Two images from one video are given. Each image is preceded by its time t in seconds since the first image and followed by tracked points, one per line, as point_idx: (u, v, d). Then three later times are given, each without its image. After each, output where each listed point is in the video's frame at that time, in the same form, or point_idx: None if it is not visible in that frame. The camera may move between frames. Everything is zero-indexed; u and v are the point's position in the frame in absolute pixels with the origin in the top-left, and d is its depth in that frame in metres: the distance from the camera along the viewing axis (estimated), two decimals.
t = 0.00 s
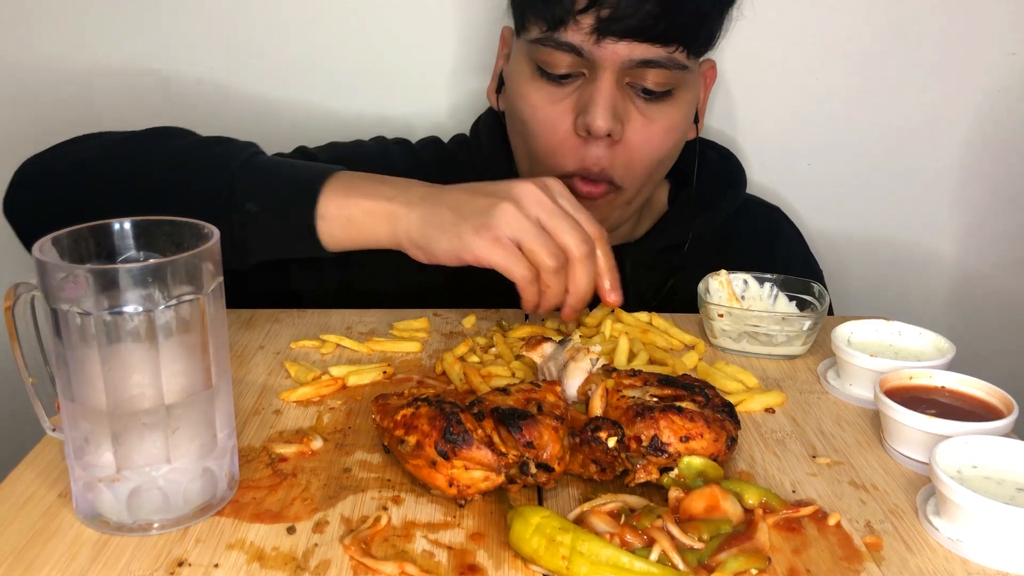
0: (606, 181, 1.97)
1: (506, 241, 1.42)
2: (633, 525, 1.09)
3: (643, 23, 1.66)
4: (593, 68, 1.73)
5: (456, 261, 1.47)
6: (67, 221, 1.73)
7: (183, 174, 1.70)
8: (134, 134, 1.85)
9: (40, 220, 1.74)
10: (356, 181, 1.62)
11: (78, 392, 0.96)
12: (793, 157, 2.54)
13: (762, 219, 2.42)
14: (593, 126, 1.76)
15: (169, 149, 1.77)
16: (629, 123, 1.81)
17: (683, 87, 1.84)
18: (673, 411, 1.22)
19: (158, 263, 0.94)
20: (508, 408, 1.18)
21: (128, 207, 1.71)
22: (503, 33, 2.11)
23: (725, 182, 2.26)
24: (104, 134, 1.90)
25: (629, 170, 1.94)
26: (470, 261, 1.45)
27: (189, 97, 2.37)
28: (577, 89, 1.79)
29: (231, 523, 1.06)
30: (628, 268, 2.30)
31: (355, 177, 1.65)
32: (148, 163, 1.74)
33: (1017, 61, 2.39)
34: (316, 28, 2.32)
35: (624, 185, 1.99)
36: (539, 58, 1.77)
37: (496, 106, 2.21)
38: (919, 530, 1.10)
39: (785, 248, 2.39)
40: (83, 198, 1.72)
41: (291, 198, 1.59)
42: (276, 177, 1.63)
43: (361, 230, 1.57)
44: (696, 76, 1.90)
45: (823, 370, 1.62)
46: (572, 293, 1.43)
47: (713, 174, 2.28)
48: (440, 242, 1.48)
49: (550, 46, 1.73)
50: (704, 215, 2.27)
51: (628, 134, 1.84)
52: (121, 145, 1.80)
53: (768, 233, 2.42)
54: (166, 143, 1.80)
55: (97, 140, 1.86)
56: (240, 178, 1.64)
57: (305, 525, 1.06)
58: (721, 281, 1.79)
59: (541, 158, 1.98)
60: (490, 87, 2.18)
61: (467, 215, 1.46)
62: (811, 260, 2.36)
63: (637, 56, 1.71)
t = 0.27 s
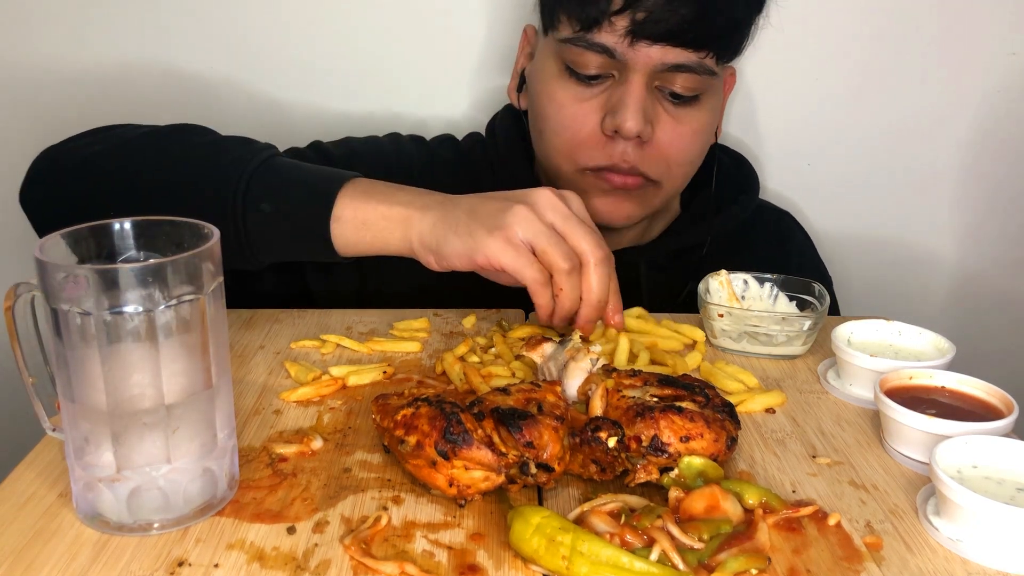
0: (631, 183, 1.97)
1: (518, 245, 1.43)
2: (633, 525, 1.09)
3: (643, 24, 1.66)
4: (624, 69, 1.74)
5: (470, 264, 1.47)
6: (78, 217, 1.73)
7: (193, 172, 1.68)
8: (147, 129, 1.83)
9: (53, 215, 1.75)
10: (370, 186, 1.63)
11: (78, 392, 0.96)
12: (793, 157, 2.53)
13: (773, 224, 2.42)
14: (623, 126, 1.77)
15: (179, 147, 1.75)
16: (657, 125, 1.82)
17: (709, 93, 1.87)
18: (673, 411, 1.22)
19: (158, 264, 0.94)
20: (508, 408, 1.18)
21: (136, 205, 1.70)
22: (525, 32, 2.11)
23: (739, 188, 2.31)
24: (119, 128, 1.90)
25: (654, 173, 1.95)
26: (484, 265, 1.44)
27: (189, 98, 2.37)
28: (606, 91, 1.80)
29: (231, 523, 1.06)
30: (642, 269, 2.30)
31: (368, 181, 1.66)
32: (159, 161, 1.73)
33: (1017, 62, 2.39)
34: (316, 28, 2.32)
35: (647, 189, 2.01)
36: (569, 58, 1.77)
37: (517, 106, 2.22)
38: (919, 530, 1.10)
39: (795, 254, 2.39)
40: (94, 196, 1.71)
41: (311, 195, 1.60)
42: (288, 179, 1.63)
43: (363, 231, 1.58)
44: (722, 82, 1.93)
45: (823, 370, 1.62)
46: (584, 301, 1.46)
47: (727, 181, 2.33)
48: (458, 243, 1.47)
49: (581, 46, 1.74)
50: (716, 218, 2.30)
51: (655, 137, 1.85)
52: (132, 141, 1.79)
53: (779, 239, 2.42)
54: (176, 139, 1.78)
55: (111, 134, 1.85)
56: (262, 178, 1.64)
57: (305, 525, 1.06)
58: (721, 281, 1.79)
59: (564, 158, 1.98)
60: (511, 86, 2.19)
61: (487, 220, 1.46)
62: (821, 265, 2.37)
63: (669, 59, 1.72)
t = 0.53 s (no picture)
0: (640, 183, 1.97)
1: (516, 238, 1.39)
2: (633, 525, 1.09)
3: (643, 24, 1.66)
4: (635, 70, 1.73)
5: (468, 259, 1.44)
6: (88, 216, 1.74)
7: (201, 174, 1.68)
8: (158, 129, 1.84)
9: (64, 213, 1.76)
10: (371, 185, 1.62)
11: (78, 392, 0.96)
12: (793, 157, 2.53)
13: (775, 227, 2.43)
14: (635, 128, 1.77)
15: (188, 147, 1.75)
16: (668, 126, 1.82)
17: (720, 94, 1.87)
18: (673, 411, 1.22)
19: (158, 264, 0.94)
20: (508, 408, 1.18)
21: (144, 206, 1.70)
22: (534, 31, 2.11)
23: (744, 189, 2.30)
24: (130, 128, 1.90)
25: (664, 174, 1.95)
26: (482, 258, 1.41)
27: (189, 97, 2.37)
28: (617, 91, 1.80)
29: (231, 523, 1.06)
30: (648, 270, 2.31)
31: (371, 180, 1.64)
32: (168, 161, 1.73)
33: (1018, 62, 2.39)
34: (316, 28, 2.32)
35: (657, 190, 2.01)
36: (581, 58, 1.77)
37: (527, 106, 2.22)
38: (919, 530, 1.10)
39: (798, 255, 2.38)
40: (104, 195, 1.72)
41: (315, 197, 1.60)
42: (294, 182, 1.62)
43: (363, 232, 1.57)
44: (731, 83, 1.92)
45: (823, 370, 1.62)
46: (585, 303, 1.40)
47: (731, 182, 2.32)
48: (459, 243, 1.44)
49: (593, 47, 1.74)
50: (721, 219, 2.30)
51: (666, 138, 1.85)
52: (143, 141, 1.79)
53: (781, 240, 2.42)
54: (185, 140, 1.78)
55: (123, 134, 1.86)
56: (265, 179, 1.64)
57: (305, 525, 1.06)
58: (721, 281, 1.79)
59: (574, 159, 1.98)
60: (520, 86, 2.19)
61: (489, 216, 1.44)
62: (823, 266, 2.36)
63: (681, 60, 1.72)
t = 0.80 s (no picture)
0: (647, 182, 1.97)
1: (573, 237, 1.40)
2: (633, 525, 1.09)
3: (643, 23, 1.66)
4: (641, 72, 1.73)
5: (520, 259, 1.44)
6: (99, 215, 1.73)
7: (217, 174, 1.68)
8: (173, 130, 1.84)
9: (77, 212, 1.76)
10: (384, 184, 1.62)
11: (78, 392, 0.96)
12: (793, 156, 2.53)
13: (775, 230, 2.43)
14: (640, 129, 1.77)
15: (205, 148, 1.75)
16: (672, 127, 1.82)
17: (723, 95, 1.87)
18: (673, 411, 1.22)
19: (158, 264, 0.94)
20: (508, 408, 1.18)
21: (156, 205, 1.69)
22: (537, 29, 2.11)
23: (744, 190, 2.32)
24: (145, 130, 1.90)
25: (668, 174, 1.95)
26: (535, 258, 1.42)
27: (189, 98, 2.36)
28: (623, 91, 1.80)
29: (231, 523, 1.06)
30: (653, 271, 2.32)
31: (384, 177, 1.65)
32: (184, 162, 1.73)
33: (1018, 62, 2.39)
34: (316, 28, 2.32)
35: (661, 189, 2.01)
36: (587, 59, 1.77)
37: (529, 106, 2.22)
38: (920, 530, 1.10)
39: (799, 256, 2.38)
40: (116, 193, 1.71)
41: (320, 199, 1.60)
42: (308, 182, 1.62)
43: (384, 232, 1.58)
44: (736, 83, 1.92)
45: (823, 370, 1.62)
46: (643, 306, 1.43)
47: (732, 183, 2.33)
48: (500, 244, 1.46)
49: (598, 48, 1.73)
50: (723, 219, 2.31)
51: (671, 138, 1.85)
52: (158, 141, 1.79)
53: (782, 241, 2.42)
54: (206, 141, 1.77)
55: (137, 135, 1.86)
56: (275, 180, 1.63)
57: (305, 525, 1.06)
58: (721, 281, 1.79)
59: (577, 157, 1.98)
60: (523, 85, 2.19)
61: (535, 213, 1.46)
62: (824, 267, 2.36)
63: (686, 62, 1.72)
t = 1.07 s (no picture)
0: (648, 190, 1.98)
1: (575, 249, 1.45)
2: (633, 525, 1.09)
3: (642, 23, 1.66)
4: (648, 78, 1.73)
5: (519, 263, 1.48)
6: (95, 206, 1.72)
7: (213, 166, 1.67)
8: (172, 118, 1.82)
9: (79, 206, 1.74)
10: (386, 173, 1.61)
11: (78, 391, 0.96)
12: (794, 156, 2.53)
13: (776, 230, 2.43)
14: (647, 134, 1.77)
15: (201, 138, 1.74)
16: (678, 133, 1.83)
17: (729, 101, 1.87)
18: (673, 411, 1.22)
19: (158, 264, 0.94)
20: (508, 408, 1.18)
21: (152, 197, 1.68)
22: (543, 31, 2.10)
23: (745, 191, 2.32)
24: (146, 119, 1.89)
25: (673, 179, 1.96)
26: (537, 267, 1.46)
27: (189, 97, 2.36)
28: (630, 98, 1.80)
29: (231, 523, 1.06)
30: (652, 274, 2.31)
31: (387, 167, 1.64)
32: (181, 152, 1.72)
33: (1018, 62, 2.39)
34: (315, 28, 2.32)
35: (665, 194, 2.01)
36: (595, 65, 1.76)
37: (534, 106, 2.22)
38: (919, 530, 1.10)
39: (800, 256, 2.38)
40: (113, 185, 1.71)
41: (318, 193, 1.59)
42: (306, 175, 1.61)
43: (372, 214, 1.58)
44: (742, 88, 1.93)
45: (823, 370, 1.62)
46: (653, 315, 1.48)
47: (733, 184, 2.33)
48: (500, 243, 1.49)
49: (606, 54, 1.73)
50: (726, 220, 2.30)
51: (677, 144, 1.85)
52: (155, 131, 1.78)
53: (784, 242, 2.42)
54: (201, 129, 1.76)
55: (137, 125, 1.85)
56: (273, 173, 1.62)
57: (305, 525, 1.06)
58: (721, 281, 1.79)
59: (582, 161, 1.98)
60: (527, 86, 2.18)
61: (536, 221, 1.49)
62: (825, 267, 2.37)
63: (694, 69, 1.72)
